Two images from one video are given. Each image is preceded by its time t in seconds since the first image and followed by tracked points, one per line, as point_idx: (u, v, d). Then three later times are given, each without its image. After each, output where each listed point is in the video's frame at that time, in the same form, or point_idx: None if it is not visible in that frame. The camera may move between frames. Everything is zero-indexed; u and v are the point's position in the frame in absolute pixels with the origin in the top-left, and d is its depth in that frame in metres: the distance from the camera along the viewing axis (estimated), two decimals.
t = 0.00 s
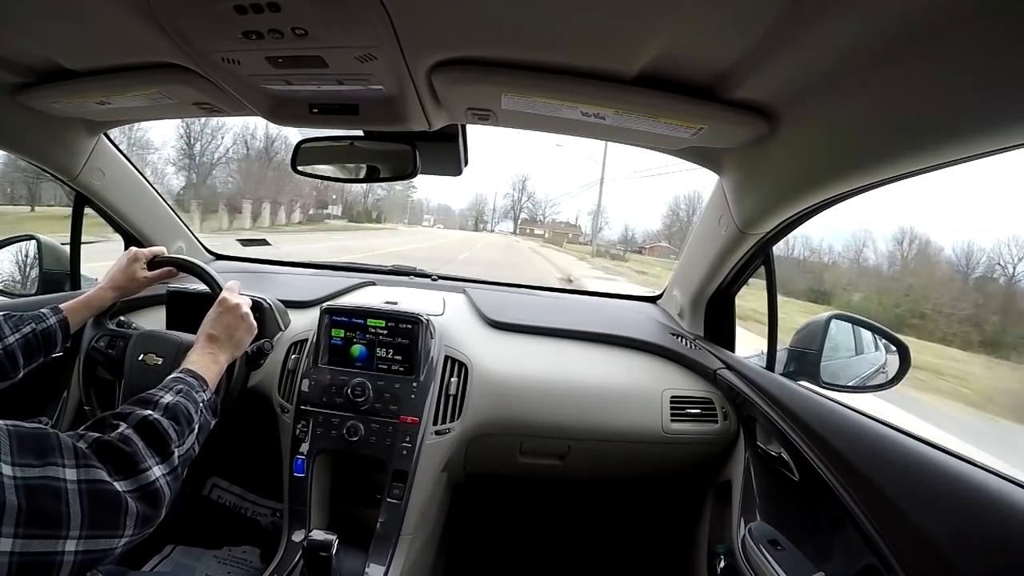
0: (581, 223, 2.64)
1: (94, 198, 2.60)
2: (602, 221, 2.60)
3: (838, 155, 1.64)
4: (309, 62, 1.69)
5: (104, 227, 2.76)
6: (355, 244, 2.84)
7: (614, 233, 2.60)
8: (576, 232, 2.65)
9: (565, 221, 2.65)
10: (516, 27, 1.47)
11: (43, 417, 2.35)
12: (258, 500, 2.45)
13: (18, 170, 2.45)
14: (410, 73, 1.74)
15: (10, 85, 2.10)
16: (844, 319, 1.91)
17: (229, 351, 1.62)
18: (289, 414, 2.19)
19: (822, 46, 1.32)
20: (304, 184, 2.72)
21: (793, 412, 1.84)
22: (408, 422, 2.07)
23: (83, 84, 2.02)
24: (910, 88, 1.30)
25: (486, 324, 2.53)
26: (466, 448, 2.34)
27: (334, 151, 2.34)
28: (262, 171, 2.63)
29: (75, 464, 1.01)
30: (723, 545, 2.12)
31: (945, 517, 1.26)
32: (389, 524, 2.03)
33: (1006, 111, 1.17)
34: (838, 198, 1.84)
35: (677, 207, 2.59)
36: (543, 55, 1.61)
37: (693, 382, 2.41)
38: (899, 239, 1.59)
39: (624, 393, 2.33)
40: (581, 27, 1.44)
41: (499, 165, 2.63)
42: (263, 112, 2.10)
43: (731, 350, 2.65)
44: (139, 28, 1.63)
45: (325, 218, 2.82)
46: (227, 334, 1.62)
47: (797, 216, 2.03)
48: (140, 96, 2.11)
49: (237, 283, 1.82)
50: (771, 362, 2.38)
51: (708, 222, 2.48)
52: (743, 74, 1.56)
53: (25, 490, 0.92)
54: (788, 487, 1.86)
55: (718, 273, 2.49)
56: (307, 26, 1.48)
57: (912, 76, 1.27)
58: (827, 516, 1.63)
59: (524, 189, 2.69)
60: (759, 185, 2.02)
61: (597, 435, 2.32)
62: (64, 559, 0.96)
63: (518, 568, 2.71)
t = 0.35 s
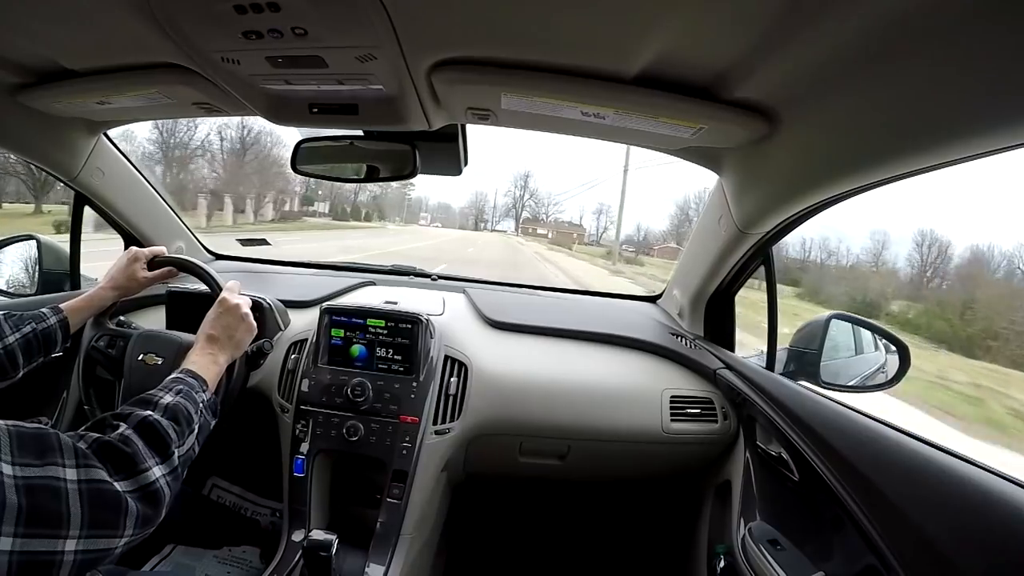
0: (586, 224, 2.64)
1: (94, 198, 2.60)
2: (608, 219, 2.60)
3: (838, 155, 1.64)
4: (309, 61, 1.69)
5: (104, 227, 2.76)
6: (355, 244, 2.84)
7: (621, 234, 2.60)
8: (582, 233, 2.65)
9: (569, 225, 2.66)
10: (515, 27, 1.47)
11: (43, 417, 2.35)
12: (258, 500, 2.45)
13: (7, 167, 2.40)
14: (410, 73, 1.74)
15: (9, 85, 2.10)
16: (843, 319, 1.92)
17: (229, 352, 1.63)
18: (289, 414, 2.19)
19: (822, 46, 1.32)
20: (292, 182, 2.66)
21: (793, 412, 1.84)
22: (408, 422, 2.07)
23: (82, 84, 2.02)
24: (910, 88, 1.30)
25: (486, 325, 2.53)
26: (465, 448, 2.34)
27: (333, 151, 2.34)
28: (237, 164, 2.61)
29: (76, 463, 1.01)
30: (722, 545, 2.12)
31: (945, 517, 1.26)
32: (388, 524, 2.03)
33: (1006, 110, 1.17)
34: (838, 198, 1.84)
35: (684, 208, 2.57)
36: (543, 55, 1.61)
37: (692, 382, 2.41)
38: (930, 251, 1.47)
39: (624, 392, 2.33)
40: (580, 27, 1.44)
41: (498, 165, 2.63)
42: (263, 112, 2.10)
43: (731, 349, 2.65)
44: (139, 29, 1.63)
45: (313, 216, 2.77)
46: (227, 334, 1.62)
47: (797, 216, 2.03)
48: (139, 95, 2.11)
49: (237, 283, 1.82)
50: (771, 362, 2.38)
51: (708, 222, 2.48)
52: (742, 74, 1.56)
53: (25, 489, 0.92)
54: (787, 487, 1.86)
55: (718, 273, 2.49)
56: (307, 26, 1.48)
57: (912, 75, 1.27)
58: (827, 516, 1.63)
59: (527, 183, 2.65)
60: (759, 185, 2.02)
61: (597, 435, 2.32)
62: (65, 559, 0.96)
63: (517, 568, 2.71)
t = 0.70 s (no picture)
0: (592, 223, 2.62)
1: (94, 198, 2.60)
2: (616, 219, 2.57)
3: (838, 155, 1.64)
4: (308, 61, 1.69)
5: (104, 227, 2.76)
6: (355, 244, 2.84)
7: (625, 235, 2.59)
8: (586, 233, 2.64)
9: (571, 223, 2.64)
10: (515, 27, 1.47)
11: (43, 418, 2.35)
12: (258, 500, 2.39)
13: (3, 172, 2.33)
14: (409, 73, 1.74)
15: (9, 84, 2.10)
16: (844, 319, 1.92)
17: (231, 343, 1.64)
18: (289, 414, 2.19)
19: (821, 46, 1.32)
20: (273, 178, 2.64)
21: (793, 412, 1.84)
22: (408, 422, 2.07)
23: (82, 83, 2.02)
24: (910, 88, 1.30)
25: (486, 325, 2.53)
26: (466, 448, 2.34)
27: (333, 151, 2.34)
28: (220, 157, 2.64)
29: (89, 456, 1.02)
30: (723, 545, 2.12)
31: (945, 517, 1.26)
32: (389, 524, 2.03)
33: (1006, 109, 1.17)
34: (837, 198, 1.84)
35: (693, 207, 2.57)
36: (543, 55, 1.61)
37: (692, 382, 2.41)
38: (954, 253, 1.40)
39: (624, 392, 2.33)
40: (580, 27, 1.44)
41: (499, 166, 2.63)
42: (262, 112, 2.10)
43: (731, 349, 2.65)
44: (140, 29, 1.63)
45: (297, 213, 2.75)
46: (226, 326, 1.63)
47: (797, 216, 2.03)
48: (139, 95, 2.11)
49: (232, 279, 1.82)
50: (771, 362, 2.37)
51: (708, 221, 2.49)
52: (742, 74, 1.56)
53: (38, 478, 0.92)
54: (788, 487, 1.86)
55: (718, 273, 2.49)
56: (307, 26, 1.48)
57: (913, 75, 1.27)
58: (827, 516, 1.63)
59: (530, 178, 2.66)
60: (760, 185, 2.02)
61: (597, 435, 2.32)
62: (75, 547, 0.96)
63: (518, 568, 2.71)
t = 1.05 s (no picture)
0: (600, 225, 2.66)
1: (94, 199, 2.60)
2: (625, 220, 2.62)
3: (838, 155, 1.64)
4: (308, 61, 1.68)
5: (104, 227, 2.75)
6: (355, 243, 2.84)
7: (631, 237, 2.64)
8: (594, 234, 2.66)
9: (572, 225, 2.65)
10: (514, 27, 1.47)
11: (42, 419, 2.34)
12: (258, 500, 2.40)
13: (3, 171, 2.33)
14: (409, 73, 1.74)
15: (8, 85, 2.10)
16: (844, 318, 1.92)
17: (231, 342, 1.65)
18: (289, 414, 2.19)
19: (821, 45, 1.32)
20: (260, 174, 2.61)
21: (793, 412, 1.84)
22: (408, 422, 2.07)
23: (81, 83, 2.02)
24: (910, 87, 1.30)
25: (486, 325, 2.53)
26: (466, 448, 2.34)
27: (333, 151, 2.34)
28: (209, 154, 2.64)
29: (111, 468, 1.02)
30: (723, 544, 2.12)
31: (945, 517, 1.26)
32: (388, 524, 2.03)
33: (1006, 109, 1.16)
34: (837, 198, 1.84)
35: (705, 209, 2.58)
36: (543, 55, 1.61)
37: (692, 382, 2.41)
38: (979, 259, 1.34)
39: (624, 392, 2.33)
40: (580, 26, 1.43)
41: (498, 166, 2.62)
42: (262, 112, 2.10)
43: (730, 349, 2.65)
44: (139, 29, 1.63)
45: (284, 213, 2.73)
46: (226, 326, 1.64)
47: (797, 216, 2.03)
48: (139, 96, 2.11)
49: (232, 279, 1.80)
50: (771, 362, 2.37)
51: (708, 221, 2.49)
52: (742, 74, 1.55)
53: (61, 484, 0.92)
54: (787, 487, 1.86)
55: (718, 273, 2.49)
56: (306, 26, 1.48)
57: (914, 75, 1.26)
58: (826, 516, 1.63)
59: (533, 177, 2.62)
60: (759, 185, 2.02)
61: (597, 435, 2.32)
62: (80, 542, 0.95)
63: (517, 568, 2.71)
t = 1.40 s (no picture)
0: (609, 225, 2.64)
1: (94, 198, 2.60)
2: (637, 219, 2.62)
3: (839, 156, 1.64)
4: (308, 61, 1.69)
5: (104, 227, 2.76)
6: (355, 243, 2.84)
7: (640, 237, 2.63)
8: (604, 234, 2.64)
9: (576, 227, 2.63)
10: (515, 27, 1.47)
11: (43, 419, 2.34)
12: (258, 500, 2.39)
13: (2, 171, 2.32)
14: (409, 72, 1.74)
15: (8, 84, 2.10)
16: (844, 319, 1.92)
17: (232, 337, 1.65)
18: (289, 414, 2.19)
19: (820, 46, 1.32)
20: (249, 168, 2.62)
21: (793, 412, 1.84)
22: (408, 422, 2.07)
23: (82, 83, 2.02)
24: (910, 88, 1.30)
25: (486, 325, 2.53)
26: (466, 448, 2.34)
27: (333, 151, 2.34)
28: (207, 151, 2.64)
29: (116, 460, 1.02)
30: (723, 544, 2.12)
31: (945, 516, 1.26)
32: (389, 524, 2.02)
33: (1007, 108, 1.17)
34: (837, 198, 1.84)
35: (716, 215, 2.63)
36: (543, 55, 1.61)
37: (692, 382, 2.41)
38: (1008, 266, 1.27)
39: (625, 392, 2.33)
40: (580, 27, 1.44)
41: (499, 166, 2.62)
42: (262, 111, 2.10)
43: (731, 350, 2.65)
44: (139, 28, 1.63)
45: (284, 212, 2.73)
46: (227, 321, 1.64)
47: (798, 216, 2.03)
48: (139, 95, 2.11)
49: (231, 274, 1.78)
50: (771, 362, 2.37)
51: (708, 221, 2.49)
52: (742, 74, 1.55)
53: (66, 474, 0.92)
54: (787, 487, 1.86)
55: (718, 272, 2.49)
56: (307, 26, 1.48)
57: (914, 75, 1.27)
58: (826, 516, 1.63)
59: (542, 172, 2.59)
60: (760, 185, 2.02)
61: (597, 435, 2.32)
62: (87, 533, 0.95)
63: (518, 568, 2.70)
